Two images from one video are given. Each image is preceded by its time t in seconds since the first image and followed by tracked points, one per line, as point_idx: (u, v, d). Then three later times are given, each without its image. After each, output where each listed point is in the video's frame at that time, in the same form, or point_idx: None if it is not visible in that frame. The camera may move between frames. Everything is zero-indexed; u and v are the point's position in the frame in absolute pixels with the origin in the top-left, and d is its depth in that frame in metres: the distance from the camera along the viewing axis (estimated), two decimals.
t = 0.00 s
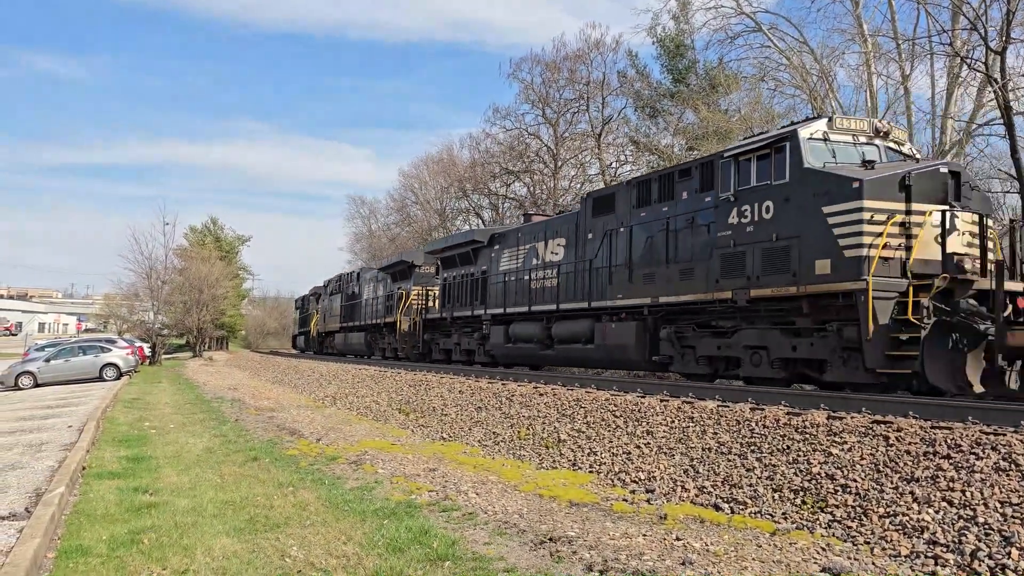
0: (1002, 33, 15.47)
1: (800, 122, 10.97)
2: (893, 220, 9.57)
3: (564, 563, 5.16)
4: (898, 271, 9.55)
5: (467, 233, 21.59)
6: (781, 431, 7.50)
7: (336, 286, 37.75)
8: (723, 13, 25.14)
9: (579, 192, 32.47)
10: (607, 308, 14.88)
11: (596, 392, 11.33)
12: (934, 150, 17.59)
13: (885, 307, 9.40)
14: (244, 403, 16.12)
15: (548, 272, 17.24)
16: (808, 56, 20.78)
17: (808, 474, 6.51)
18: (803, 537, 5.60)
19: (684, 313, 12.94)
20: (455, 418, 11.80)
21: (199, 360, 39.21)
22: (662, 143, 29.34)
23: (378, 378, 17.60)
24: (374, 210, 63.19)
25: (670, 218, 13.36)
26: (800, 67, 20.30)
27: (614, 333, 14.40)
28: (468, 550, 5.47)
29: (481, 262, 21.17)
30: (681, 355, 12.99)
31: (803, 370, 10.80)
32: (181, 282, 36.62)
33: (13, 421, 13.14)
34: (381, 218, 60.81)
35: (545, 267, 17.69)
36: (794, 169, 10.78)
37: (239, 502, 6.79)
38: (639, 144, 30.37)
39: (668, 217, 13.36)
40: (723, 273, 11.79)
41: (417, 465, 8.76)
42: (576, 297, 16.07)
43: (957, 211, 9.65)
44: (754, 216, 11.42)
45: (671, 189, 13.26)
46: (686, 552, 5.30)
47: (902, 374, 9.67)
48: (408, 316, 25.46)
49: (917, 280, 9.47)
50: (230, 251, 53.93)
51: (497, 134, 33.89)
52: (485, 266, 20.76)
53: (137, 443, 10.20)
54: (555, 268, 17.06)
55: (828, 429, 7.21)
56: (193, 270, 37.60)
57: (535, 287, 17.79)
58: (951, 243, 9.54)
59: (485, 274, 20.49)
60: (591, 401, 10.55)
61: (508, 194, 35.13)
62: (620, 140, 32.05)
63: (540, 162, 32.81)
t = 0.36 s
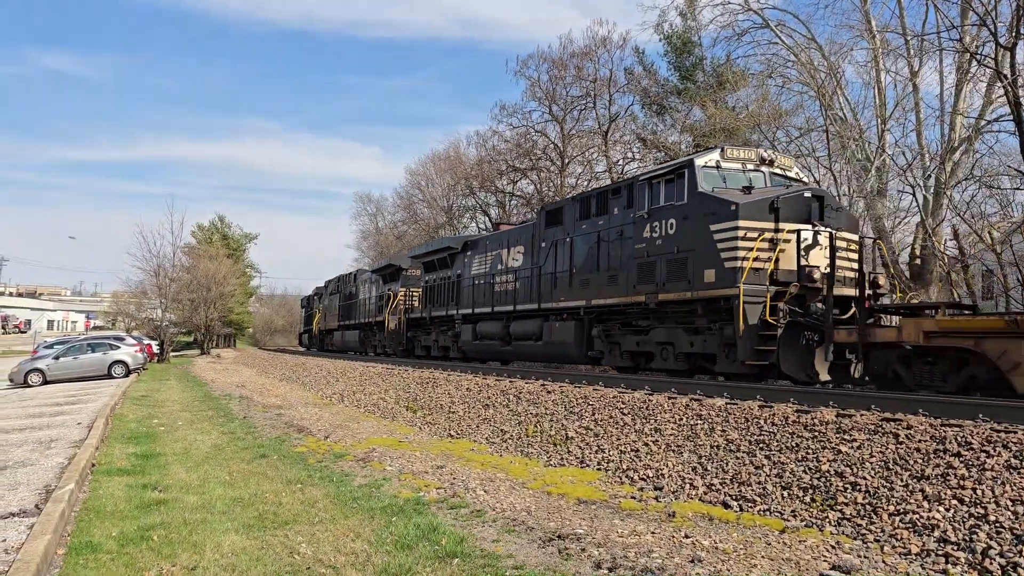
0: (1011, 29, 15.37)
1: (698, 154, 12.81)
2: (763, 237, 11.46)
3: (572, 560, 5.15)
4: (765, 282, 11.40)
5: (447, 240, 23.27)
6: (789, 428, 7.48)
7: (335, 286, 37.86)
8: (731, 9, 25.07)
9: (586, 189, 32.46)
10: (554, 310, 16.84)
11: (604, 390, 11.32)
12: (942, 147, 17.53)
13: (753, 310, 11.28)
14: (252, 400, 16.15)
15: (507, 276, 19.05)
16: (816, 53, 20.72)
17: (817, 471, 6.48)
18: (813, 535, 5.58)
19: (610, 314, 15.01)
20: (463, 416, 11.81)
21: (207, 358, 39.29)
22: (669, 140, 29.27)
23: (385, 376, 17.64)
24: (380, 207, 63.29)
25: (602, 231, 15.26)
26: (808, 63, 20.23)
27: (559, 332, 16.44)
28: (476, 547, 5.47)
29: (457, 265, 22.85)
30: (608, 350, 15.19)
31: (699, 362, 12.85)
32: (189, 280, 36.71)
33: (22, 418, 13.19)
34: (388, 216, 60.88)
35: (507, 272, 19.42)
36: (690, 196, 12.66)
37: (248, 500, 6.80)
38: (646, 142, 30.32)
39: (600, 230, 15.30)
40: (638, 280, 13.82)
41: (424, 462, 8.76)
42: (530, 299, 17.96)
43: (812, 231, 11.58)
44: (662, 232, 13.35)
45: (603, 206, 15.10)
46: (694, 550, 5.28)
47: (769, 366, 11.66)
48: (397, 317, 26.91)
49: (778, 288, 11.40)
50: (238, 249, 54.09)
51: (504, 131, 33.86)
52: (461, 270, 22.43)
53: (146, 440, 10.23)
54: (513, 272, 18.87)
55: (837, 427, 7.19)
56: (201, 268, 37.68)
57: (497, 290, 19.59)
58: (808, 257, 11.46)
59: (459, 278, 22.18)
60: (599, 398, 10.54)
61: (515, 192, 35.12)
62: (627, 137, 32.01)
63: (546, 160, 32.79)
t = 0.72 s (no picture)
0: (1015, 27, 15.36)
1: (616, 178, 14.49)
2: (661, 251, 13.16)
3: (577, 558, 5.16)
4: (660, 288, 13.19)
5: (424, 246, 24.48)
6: (794, 427, 7.47)
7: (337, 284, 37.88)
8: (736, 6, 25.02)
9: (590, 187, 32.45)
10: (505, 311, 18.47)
11: (608, 388, 11.32)
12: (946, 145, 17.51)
13: (652, 313, 13.01)
14: (257, 398, 16.19)
15: (471, 281, 20.51)
16: (821, 50, 20.70)
17: (822, 470, 6.47)
18: (817, 533, 5.58)
19: (549, 315, 16.68)
20: (467, 413, 11.83)
21: (212, 356, 39.36)
22: (673, 138, 29.21)
23: (390, 374, 17.68)
24: (385, 206, 63.40)
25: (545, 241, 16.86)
26: (813, 61, 20.17)
27: (508, 331, 18.12)
28: (481, 544, 5.48)
29: (433, 270, 24.08)
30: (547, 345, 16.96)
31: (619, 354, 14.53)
32: (195, 278, 36.78)
33: (29, 415, 13.24)
34: (393, 214, 60.94)
35: (472, 277, 20.87)
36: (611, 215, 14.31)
37: (253, 497, 6.82)
38: (650, 139, 30.30)
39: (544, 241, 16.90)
40: (568, 286, 15.47)
41: (429, 460, 8.79)
42: (489, 302, 19.54)
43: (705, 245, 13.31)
44: (588, 244, 14.99)
45: (546, 219, 16.68)
46: (699, 547, 5.28)
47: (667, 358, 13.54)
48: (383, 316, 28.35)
49: (671, 293, 13.16)
50: (243, 248, 54.18)
51: (509, 130, 33.86)
52: (436, 274, 23.66)
53: (152, 438, 10.26)
54: (476, 278, 20.36)
55: (842, 425, 7.17)
56: (206, 267, 37.75)
57: (464, 293, 21.05)
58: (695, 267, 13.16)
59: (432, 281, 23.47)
60: (603, 396, 10.55)
61: (519, 190, 35.12)
62: (631, 135, 31.99)
63: (551, 158, 32.80)
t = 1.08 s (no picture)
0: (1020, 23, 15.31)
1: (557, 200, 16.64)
2: (589, 261, 15.27)
3: (581, 556, 5.16)
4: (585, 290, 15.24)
5: (407, 252, 26.48)
6: (799, 426, 7.46)
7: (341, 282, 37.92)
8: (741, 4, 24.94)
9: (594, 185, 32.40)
10: (471, 311, 20.58)
11: (613, 386, 11.31)
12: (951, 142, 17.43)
13: (579, 314, 15.10)
14: (262, 396, 16.21)
15: (445, 284, 22.55)
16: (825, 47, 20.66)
17: (828, 469, 6.46)
18: (822, 531, 5.57)
19: (505, 315, 18.81)
20: (472, 411, 11.83)
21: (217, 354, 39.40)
22: (678, 136, 29.14)
23: (394, 372, 17.70)
24: (389, 204, 63.46)
25: (504, 250, 18.91)
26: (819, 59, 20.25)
27: (472, 330, 20.30)
28: (485, 542, 5.48)
29: (415, 273, 26.08)
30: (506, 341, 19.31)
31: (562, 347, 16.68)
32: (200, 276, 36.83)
33: (34, 413, 13.28)
34: (397, 212, 60.98)
35: (446, 280, 22.90)
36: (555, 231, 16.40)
37: (258, 495, 6.84)
38: (655, 137, 30.25)
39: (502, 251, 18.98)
40: (518, 290, 17.55)
41: (434, 458, 8.80)
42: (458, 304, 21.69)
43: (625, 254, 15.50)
44: (534, 254, 17.08)
45: (504, 230, 18.77)
46: (704, 546, 5.28)
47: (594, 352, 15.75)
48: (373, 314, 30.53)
49: (597, 297, 15.22)
50: (248, 246, 54.28)
51: (513, 128, 33.85)
52: (417, 278, 25.64)
53: (158, 436, 10.28)
54: (448, 281, 22.35)
55: (847, 424, 7.16)
56: (211, 265, 37.82)
57: (438, 295, 23.07)
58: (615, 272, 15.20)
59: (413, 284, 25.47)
60: (608, 394, 10.54)
61: (523, 188, 35.08)
62: (636, 133, 31.94)
63: (555, 156, 32.78)
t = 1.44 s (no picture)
0: None
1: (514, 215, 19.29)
2: (539, 267, 17.98)
3: (588, 554, 5.16)
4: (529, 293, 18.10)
5: (397, 256, 28.87)
6: (806, 423, 7.45)
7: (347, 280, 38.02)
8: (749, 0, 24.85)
9: (601, 183, 32.36)
10: (448, 311, 23.26)
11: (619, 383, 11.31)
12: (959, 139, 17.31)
13: (529, 313, 17.90)
14: (269, 393, 16.27)
15: (428, 285, 25.12)
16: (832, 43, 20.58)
17: (834, 467, 6.45)
18: (830, 530, 5.56)
19: (475, 315, 21.53)
20: (478, 409, 11.85)
21: (224, 351, 39.50)
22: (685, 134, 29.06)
23: (401, 370, 17.74)
24: (396, 202, 63.55)
25: (475, 256, 21.64)
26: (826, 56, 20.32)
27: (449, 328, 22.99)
28: (492, 540, 5.49)
29: (404, 275, 28.52)
30: (474, 338, 21.97)
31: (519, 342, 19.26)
32: (207, 274, 36.93)
33: (43, 410, 13.36)
34: (403, 210, 61.05)
35: (429, 282, 25.47)
36: (512, 240, 19.01)
37: (265, 492, 6.86)
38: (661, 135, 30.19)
39: (473, 256, 21.71)
40: (484, 292, 20.23)
41: (440, 455, 8.82)
42: (438, 303, 24.37)
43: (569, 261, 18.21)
44: (497, 260, 19.83)
45: (476, 239, 21.44)
46: (711, 544, 5.27)
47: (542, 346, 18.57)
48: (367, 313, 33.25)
49: (544, 298, 17.88)
50: (255, 244, 54.41)
51: (519, 125, 33.87)
52: (405, 279, 28.37)
53: (165, 433, 10.33)
54: (431, 282, 24.99)
55: (855, 422, 7.14)
56: (218, 263, 37.93)
57: (423, 296, 25.59)
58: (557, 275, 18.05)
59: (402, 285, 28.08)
60: (614, 392, 10.54)
61: (530, 186, 35.04)
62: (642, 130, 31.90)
63: (561, 154, 32.77)
